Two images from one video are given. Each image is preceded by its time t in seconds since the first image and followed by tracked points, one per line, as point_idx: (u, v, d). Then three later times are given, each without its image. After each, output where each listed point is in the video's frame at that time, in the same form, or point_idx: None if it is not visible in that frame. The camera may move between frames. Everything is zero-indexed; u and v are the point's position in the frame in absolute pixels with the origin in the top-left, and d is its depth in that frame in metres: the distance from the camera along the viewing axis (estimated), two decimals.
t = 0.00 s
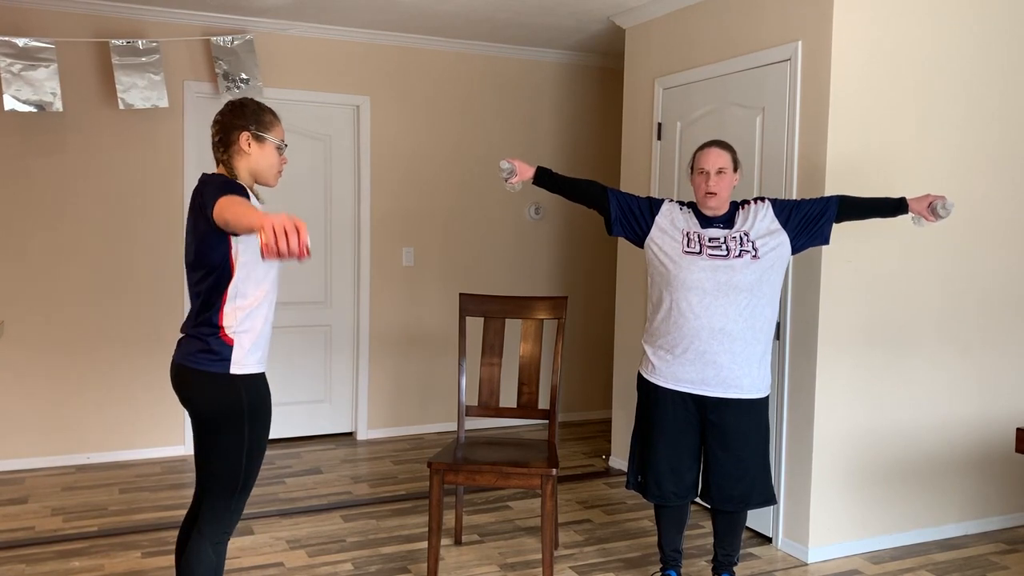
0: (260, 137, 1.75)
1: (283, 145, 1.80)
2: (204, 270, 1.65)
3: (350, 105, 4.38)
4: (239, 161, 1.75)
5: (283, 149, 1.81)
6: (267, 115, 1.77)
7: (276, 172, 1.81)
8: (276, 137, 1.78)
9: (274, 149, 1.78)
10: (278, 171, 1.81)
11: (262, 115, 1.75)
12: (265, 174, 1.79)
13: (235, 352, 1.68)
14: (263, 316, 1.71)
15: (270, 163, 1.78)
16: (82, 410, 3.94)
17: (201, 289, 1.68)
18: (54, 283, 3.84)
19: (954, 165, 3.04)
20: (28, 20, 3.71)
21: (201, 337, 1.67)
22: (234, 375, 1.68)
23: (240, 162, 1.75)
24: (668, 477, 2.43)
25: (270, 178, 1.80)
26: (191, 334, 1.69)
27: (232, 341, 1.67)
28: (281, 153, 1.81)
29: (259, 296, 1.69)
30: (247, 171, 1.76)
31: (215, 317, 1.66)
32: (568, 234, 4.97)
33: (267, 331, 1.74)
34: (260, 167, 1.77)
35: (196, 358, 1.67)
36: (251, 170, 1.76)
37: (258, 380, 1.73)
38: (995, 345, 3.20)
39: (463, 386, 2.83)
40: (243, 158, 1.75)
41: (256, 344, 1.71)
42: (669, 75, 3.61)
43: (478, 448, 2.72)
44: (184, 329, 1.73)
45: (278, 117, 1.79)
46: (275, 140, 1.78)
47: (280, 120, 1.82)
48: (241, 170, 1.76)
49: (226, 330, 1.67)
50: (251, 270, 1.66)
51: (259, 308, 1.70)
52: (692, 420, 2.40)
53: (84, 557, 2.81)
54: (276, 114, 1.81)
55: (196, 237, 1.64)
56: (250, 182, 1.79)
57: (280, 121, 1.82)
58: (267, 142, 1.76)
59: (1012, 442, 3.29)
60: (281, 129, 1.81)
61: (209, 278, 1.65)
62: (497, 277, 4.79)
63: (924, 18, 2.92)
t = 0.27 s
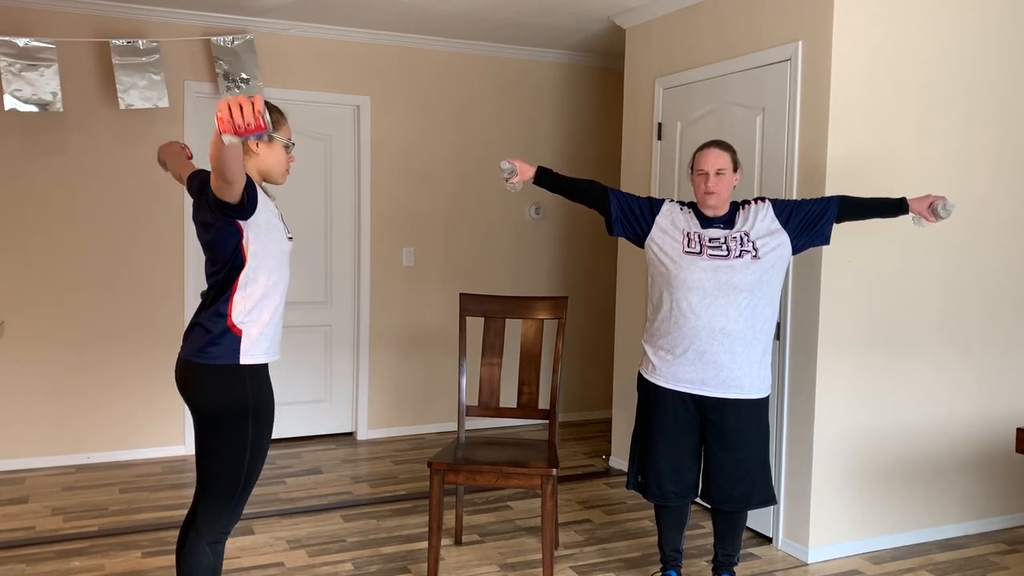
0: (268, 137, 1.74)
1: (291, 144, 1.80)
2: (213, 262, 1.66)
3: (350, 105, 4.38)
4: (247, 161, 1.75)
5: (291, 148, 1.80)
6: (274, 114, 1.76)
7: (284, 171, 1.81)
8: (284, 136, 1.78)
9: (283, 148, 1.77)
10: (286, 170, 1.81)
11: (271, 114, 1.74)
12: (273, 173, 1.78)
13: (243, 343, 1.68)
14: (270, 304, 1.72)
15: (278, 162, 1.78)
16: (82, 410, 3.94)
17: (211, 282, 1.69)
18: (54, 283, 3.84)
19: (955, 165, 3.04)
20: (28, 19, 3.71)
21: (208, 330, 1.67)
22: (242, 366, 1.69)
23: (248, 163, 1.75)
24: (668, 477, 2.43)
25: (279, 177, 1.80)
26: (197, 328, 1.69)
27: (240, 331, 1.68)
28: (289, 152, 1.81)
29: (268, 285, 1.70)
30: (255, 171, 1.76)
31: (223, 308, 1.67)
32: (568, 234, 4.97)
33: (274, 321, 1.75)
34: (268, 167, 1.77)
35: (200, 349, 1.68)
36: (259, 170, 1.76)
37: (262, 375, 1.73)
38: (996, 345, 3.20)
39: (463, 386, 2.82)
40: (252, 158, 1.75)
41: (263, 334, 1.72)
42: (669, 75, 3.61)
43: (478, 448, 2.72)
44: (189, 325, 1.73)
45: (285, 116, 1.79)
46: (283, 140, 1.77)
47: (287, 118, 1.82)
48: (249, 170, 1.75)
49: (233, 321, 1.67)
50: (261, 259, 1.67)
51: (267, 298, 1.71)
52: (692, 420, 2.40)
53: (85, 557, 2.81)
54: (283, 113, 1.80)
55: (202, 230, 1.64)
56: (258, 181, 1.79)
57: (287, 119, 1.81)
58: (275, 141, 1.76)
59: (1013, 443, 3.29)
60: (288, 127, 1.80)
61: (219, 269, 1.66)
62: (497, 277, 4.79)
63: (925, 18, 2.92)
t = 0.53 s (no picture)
0: (274, 136, 1.75)
1: (297, 144, 1.80)
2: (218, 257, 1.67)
3: (350, 105, 4.38)
4: (253, 161, 1.75)
5: (296, 148, 1.80)
6: (279, 114, 1.76)
7: (291, 170, 1.81)
8: (290, 136, 1.78)
9: (289, 148, 1.78)
10: (291, 170, 1.81)
11: (276, 114, 1.74)
12: (279, 173, 1.79)
13: (246, 337, 1.68)
14: (274, 301, 1.72)
15: (284, 162, 1.78)
16: (82, 409, 3.94)
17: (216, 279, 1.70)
18: (54, 282, 3.84)
19: (955, 165, 3.04)
20: (28, 20, 3.71)
21: (212, 326, 1.67)
22: (245, 361, 1.69)
23: (254, 163, 1.75)
24: (668, 476, 2.43)
25: (285, 177, 1.80)
26: (201, 325, 1.69)
27: (243, 326, 1.68)
28: (295, 151, 1.81)
29: (272, 281, 1.70)
30: (262, 170, 1.77)
31: (227, 304, 1.67)
32: (568, 234, 4.97)
33: (278, 317, 1.75)
34: (274, 167, 1.77)
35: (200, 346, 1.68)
36: (264, 169, 1.77)
37: (264, 373, 1.73)
38: (996, 345, 3.20)
39: (463, 386, 2.83)
40: (257, 158, 1.75)
41: (267, 330, 1.72)
42: (669, 75, 3.61)
43: (478, 448, 2.72)
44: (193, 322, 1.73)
45: (291, 116, 1.78)
46: (289, 139, 1.78)
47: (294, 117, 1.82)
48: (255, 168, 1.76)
49: (237, 316, 1.67)
50: (266, 255, 1.67)
51: (271, 293, 1.71)
52: (692, 419, 2.40)
53: (85, 557, 2.81)
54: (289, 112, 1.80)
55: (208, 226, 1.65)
56: (265, 181, 1.79)
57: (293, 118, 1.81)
58: (280, 142, 1.76)
59: (1013, 443, 3.29)
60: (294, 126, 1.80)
61: (224, 266, 1.66)
62: (497, 277, 4.79)
63: (925, 18, 2.92)
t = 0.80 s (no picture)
0: (275, 135, 1.75)
1: (299, 142, 1.80)
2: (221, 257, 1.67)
3: (351, 105, 4.38)
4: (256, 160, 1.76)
5: (299, 147, 1.81)
6: (281, 113, 1.76)
7: (293, 169, 1.81)
8: (291, 135, 1.78)
9: (291, 147, 1.78)
10: (294, 169, 1.81)
11: (277, 113, 1.74)
12: (281, 172, 1.79)
13: (249, 337, 1.68)
14: (277, 301, 1.72)
15: (286, 160, 1.78)
16: (82, 409, 3.94)
17: (219, 278, 1.70)
18: (55, 282, 3.84)
19: (955, 165, 3.04)
20: (29, 19, 3.72)
21: (214, 325, 1.67)
22: (247, 360, 1.69)
23: (257, 162, 1.76)
24: (669, 476, 2.43)
25: (288, 175, 1.80)
26: (203, 324, 1.69)
27: (245, 326, 1.68)
28: (297, 150, 1.81)
29: (275, 280, 1.70)
30: (264, 169, 1.77)
31: (229, 303, 1.67)
32: (568, 234, 4.97)
33: (280, 316, 1.75)
34: (277, 166, 1.77)
35: (203, 346, 1.68)
36: (267, 168, 1.77)
37: (265, 373, 1.73)
38: (996, 345, 3.20)
39: (464, 386, 2.83)
40: (260, 157, 1.75)
41: (269, 329, 1.72)
42: (670, 75, 3.61)
43: (479, 448, 2.72)
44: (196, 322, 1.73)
45: (293, 115, 1.79)
46: (291, 138, 1.78)
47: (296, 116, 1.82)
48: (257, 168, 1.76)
49: (239, 315, 1.67)
50: (269, 254, 1.67)
51: (274, 293, 1.71)
52: (693, 419, 2.40)
53: (85, 556, 2.81)
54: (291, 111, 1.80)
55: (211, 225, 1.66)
56: (267, 180, 1.79)
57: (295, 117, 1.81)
58: (282, 141, 1.76)
59: (1013, 443, 3.28)
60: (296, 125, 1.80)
61: (227, 265, 1.66)
62: (497, 277, 4.79)
63: (926, 18, 2.92)
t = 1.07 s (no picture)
0: (277, 135, 1.75)
1: (300, 142, 1.80)
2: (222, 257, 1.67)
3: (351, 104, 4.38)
4: (256, 160, 1.76)
5: (300, 147, 1.81)
6: (282, 113, 1.76)
7: (294, 169, 1.81)
8: (293, 135, 1.78)
9: (292, 146, 1.78)
10: (295, 169, 1.81)
11: (279, 113, 1.74)
12: (282, 172, 1.79)
13: (249, 336, 1.68)
14: (276, 301, 1.72)
15: (287, 160, 1.78)
16: (84, 409, 3.94)
17: (219, 278, 1.70)
18: (56, 282, 3.84)
19: (956, 165, 3.04)
20: (31, 19, 3.72)
21: (214, 325, 1.67)
22: (247, 360, 1.69)
23: (258, 161, 1.76)
24: (670, 476, 2.43)
25: (289, 175, 1.80)
26: (203, 323, 1.70)
27: (245, 326, 1.68)
28: (299, 150, 1.81)
29: (275, 280, 1.70)
30: (265, 169, 1.77)
31: (230, 303, 1.67)
32: (569, 234, 4.97)
33: (280, 316, 1.75)
34: (278, 166, 1.77)
35: (202, 345, 1.68)
36: (268, 168, 1.77)
37: (264, 372, 1.73)
38: (997, 345, 3.20)
39: (465, 385, 2.83)
40: (261, 157, 1.75)
41: (269, 329, 1.72)
42: (671, 75, 3.61)
43: (480, 448, 2.72)
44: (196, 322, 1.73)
45: (294, 115, 1.79)
46: (292, 138, 1.78)
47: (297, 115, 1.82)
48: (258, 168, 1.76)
49: (239, 315, 1.67)
50: (269, 254, 1.67)
51: (274, 292, 1.71)
52: (693, 419, 2.40)
53: (87, 556, 2.81)
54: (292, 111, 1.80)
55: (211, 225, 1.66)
56: (269, 180, 1.79)
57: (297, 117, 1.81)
58: (283, 140, 1.76)
59: (1014, 443, 3.28)
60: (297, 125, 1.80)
61: (227, 264, 1.66)
62: (498, 277, 4.79)
63: (926, 18, 2.92)
